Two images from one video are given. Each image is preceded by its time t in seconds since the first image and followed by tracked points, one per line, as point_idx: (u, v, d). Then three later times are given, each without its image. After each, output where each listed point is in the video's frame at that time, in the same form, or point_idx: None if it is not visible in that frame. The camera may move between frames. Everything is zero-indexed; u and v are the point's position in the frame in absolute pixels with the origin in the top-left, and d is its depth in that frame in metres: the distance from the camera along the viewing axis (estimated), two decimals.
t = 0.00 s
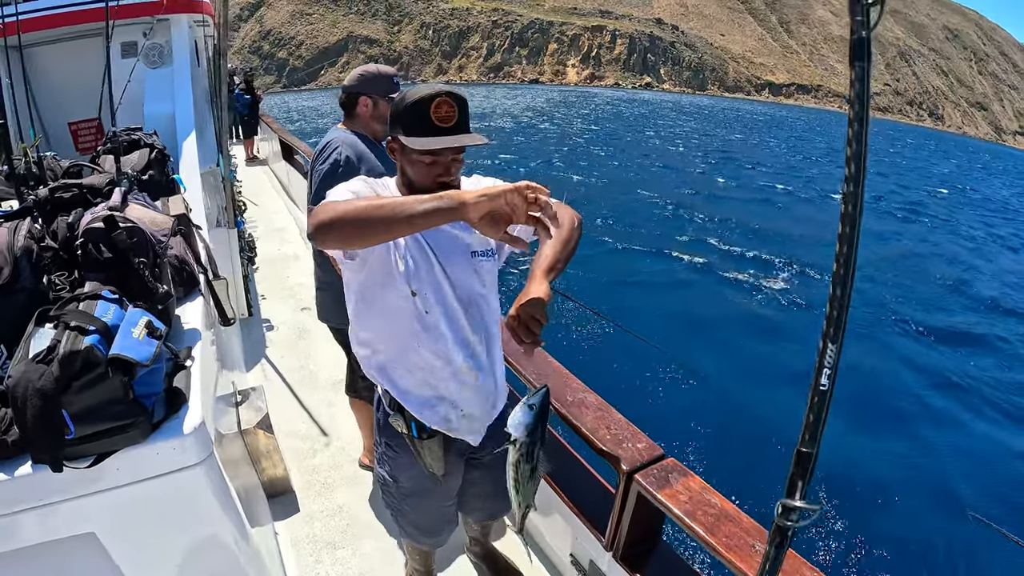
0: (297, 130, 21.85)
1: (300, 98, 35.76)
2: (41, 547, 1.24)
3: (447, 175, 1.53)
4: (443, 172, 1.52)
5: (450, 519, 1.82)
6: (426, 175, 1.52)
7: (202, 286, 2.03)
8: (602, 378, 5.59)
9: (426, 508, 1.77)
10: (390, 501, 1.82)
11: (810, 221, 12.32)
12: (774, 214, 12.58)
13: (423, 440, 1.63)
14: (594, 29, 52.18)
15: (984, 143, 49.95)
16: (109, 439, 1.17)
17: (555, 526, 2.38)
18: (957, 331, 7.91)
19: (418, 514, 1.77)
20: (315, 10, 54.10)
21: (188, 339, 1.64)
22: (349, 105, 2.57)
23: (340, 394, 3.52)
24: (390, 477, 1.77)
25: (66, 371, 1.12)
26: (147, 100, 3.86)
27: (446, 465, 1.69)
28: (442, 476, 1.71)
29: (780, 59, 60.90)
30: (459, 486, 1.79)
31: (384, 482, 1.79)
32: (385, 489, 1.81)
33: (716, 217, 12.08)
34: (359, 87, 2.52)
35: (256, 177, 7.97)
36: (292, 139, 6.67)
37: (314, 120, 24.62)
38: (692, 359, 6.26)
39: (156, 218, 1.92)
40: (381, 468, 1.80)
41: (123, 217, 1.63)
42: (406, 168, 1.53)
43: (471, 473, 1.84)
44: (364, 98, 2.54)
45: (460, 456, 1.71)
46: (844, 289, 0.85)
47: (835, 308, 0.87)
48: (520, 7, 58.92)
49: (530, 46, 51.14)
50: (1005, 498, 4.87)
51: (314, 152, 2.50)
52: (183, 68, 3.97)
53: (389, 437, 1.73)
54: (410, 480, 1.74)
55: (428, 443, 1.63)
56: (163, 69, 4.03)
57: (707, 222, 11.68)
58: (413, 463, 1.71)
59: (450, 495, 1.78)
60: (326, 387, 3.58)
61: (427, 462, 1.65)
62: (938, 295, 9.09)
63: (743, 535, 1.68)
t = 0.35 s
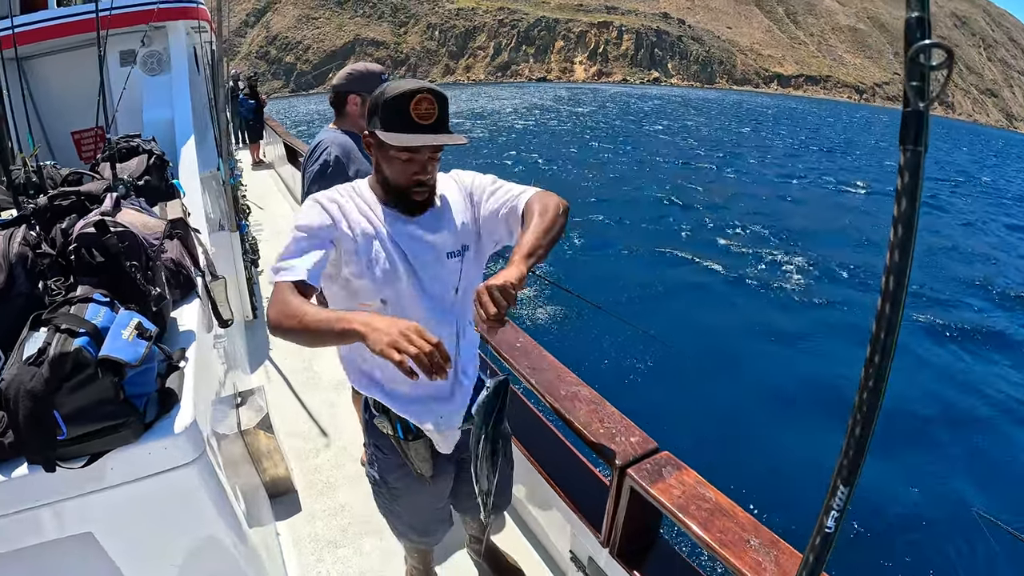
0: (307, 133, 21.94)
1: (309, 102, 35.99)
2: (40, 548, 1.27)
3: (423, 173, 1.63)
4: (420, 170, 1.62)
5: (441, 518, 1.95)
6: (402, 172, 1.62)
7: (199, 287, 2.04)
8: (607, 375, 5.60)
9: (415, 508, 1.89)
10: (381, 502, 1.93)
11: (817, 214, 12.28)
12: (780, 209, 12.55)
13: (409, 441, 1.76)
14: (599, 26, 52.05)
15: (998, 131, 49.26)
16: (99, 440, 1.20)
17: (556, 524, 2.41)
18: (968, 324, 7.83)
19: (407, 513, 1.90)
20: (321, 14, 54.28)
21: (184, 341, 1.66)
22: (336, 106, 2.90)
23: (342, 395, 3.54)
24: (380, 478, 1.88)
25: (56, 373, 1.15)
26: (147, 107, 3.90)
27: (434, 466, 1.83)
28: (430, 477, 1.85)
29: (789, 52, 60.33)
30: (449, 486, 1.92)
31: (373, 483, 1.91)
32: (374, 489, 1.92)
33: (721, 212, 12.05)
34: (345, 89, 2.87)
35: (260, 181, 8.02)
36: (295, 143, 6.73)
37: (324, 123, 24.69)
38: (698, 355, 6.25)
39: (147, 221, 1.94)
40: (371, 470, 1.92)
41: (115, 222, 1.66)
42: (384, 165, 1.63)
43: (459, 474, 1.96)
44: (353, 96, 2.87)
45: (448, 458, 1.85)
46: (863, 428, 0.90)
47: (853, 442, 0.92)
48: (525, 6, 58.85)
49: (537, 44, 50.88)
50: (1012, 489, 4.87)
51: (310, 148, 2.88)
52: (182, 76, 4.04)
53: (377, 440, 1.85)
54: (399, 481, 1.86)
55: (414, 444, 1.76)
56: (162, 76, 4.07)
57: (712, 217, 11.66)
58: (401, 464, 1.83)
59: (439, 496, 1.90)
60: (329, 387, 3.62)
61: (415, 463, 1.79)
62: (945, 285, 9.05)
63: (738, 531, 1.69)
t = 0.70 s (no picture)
0: (312, 136, 22.01)
1: (314, 105, 36.16)
2: (57, 552, 1.29)
3: (409, 179, 1.63)
4: (405, 176, 1.62)
5: (452, 518, 1.96)
6: (388, 181, 1.62)
7: (207, 292, 2.07)
8: (615, 372, 5.60)
9: (427, 510, 1.91)
10: (393, 504, 1.95)
11: (824, 207, 12.22)
12: (787, 202, 12.51)
13: (418, 443, 1.78)
14: (603, 22, 51.95)
15: (1008, 118, 48.70)
16: (112, 444, 1.21)
17: (565, 520, 2.41)
18: (979, 314, 7.77)
19: (419, 515, 1.92)
20: (323, 17, 54.41)
21: (193, 346, 1.68)
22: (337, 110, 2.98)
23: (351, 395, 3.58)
24: (390, 482, 1.89)
25: (68, 379, 1.17)
26: (151, 115, 3.94)
27: (443, 467, 1.84)
28: (440, 478, 1.86)
29: (793, 43, 59.88)
30: (459, 486, 1.93)
31: (384, 486, 1.92)
32: (385, 491, 1.94)
33: (727, 206, 12.02)
34: (344, 92, 2.92)
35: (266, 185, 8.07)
36: (300, 148, 6.78)
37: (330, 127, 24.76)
38: (706, 349, 6.23)
39: (155, 228, 1.96)
40: (380, 473, 1.93)
41: (122, 229, 1.68)
42: (369, 175, 1.64)
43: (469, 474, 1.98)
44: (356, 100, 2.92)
45: (456, 457, 1.84)
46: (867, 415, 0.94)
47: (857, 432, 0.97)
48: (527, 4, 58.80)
49: (540, 42, 50.71)
50: None
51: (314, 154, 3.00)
52: (185, 83, 4.07)
53: (384, 443, 1.86)
54: (408, 484, 1.87)
55: (423, 446, 1.78)
56: (165, 85, 4.11)
57: (718, 212, 11.64)
58: (410, 467, 1.84)
59: (448, 496, 1.92)
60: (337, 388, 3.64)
61: (425, 465, 1.80)
62: (955, 275, 9.00)
63: (745, 522, 1.70)
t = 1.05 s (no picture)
0: (311, 139, 22.01)
1: (314, 107, 36.12)
2: (67, 559, 1.30)
3: (412, 187, 1.65)
4: (408, 183, 1.63)
5: (459, 520, 1.97)
6: (392, 189, 1.63)
7: (211, 298, 2.08)
8: (620, 370, 5.60)
9: (435, 513, 1.92)
10: (400, 507, 1.96)
11: (826, 198, 12.19)
12: (789, 193, 12.48)
13: (426, 447, 1.79)
14: (601, 17, 51.81)
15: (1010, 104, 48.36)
16: (120, 451, 1.22)
17: (571, 518, 2.42)
18: (985, 302, 7.73)
19: (427, 517, 1.93)
20: (321, 18, 54.31)
21: (199, 351, 1.69)
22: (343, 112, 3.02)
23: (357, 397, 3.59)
24: (397, 485, 1.91)
25: (76, 387, 1.18)
26: (152, 122, 3.95)
27: (450, 469, 1.85)
28: (447, 481, 1.87)
29: (793, 34, 59.53)
30: (465, 488, 1.95)
31: (391, 489, 1.93)
32: (393, 495, 1.95)
33: (729, 200, 11.99)
34: (349, 95, 2.96)
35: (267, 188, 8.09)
36: (300, 150, 6.79)
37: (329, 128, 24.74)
38: (710, 345, 6.23)
39: (158, 235, 1.97)
40: (387, 477, 1.94)
41: (126, 237, 1.69)
42: (372, 184, 1.64)
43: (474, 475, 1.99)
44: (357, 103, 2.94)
45: (461, 458, 1.86)
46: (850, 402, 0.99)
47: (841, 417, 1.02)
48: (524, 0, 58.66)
49: (538, 38, 50.51)
50: None
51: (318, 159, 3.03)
52: (185, 89, 4.08)
53: (391, 448, 1.87)
54: (415, 487, 1.89)
55: (431, 450, 1.79)
56: (165, 91, 4.12)
57: (720, 205, 11.61)
58: (417, 470, 1.86)
59: (455, 498, 1.93)
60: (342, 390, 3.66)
61: (432, 469, 1.81)
62: (958, 264, 8.97)
63: (750, 519, 1.71)
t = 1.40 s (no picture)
0: (305, 140, 22.01)
1: (307, 108, 36.08)
2: (69, 569, 1.31)
3: (411, 192, 1.64)
4: (407, 189, 1.63)
5: (459, 523, 1.99)
6: (391, 195, 1.63)
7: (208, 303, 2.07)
8: (618, 367, 5.62)
9: (435, 516, 1.94)
10: (401, 511, 1.98)
11: (820, 190, 12.21)
12: (783, 186, 12.51)
13: (424, 452, 1.81)
14: (592, 12, 51.76)
15: (1001, 92, 48.55)
16: (118, 460, 1.22)
17: (572, 517, 2.43)
18: (981, 290, 7.75)
19: (427, 521, 1.95)
20: (311, 19, 54.15)
21: (196, 357, 1.69)
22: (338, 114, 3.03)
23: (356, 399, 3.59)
24: (397, 491, 1.93)
25: (74, 395, 1.18)
26: (145, 127, 3.93)
27: (450, 474, 1.86)
28: (447, 486, 1.88)
29: (784, 26, 59.57)
30: (465, 493, 1.96)
31: (391, 494, 1.96)
32: (392, 500, 1.98)
33: (723, 193, 12.01)
34: (343, 97, 2.96)
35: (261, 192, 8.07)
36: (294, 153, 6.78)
37: (322, 129, 24.71)
38: (707, 341, 6.25)
39: (153, 242, 1.97)
40: (387, 482, 1.97)
41: (120, 243, 1.69)
42: (371, 189, 1.64)
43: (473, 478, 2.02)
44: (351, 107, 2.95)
45: (462, 465, 1.86)
46: (819, 406, 1.06)
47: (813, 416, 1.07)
48: None
49: (529, 34, 50.43)
50: None
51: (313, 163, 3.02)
52: (178, 94, 4.08)
53: (390, 453, 1.89)
54: (415, 492, 1.91)
55: (429, 456, 1.81)
56: (158, 96, 4.11)
57: (715, 199, 11.64)
58: (417, 475, 1.88)
59: (455, 501, 1.95)
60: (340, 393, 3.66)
61: (432, 474, 1.83)
62: (952, 254, 9.01)
63: (749, 515, 1.72)
